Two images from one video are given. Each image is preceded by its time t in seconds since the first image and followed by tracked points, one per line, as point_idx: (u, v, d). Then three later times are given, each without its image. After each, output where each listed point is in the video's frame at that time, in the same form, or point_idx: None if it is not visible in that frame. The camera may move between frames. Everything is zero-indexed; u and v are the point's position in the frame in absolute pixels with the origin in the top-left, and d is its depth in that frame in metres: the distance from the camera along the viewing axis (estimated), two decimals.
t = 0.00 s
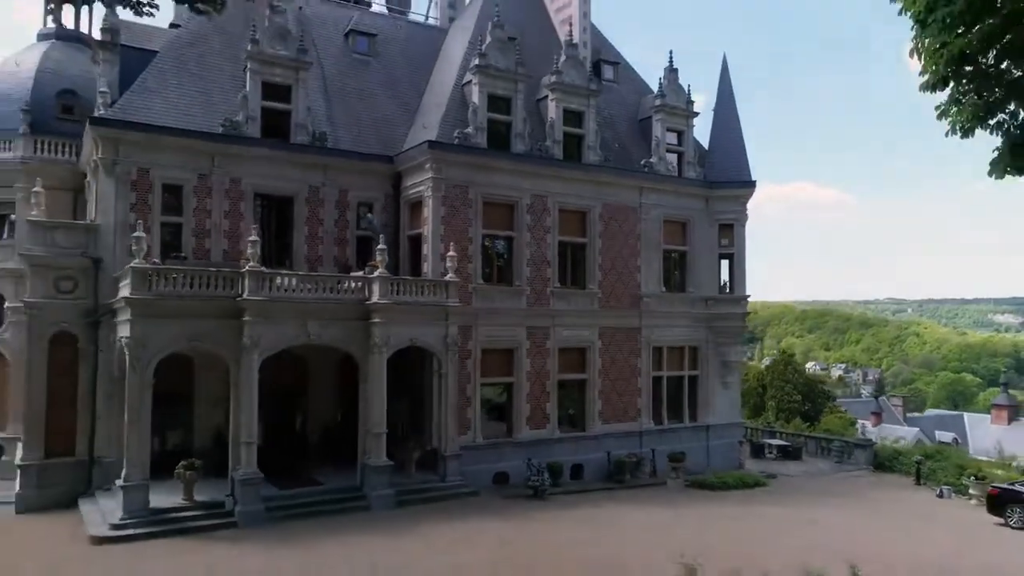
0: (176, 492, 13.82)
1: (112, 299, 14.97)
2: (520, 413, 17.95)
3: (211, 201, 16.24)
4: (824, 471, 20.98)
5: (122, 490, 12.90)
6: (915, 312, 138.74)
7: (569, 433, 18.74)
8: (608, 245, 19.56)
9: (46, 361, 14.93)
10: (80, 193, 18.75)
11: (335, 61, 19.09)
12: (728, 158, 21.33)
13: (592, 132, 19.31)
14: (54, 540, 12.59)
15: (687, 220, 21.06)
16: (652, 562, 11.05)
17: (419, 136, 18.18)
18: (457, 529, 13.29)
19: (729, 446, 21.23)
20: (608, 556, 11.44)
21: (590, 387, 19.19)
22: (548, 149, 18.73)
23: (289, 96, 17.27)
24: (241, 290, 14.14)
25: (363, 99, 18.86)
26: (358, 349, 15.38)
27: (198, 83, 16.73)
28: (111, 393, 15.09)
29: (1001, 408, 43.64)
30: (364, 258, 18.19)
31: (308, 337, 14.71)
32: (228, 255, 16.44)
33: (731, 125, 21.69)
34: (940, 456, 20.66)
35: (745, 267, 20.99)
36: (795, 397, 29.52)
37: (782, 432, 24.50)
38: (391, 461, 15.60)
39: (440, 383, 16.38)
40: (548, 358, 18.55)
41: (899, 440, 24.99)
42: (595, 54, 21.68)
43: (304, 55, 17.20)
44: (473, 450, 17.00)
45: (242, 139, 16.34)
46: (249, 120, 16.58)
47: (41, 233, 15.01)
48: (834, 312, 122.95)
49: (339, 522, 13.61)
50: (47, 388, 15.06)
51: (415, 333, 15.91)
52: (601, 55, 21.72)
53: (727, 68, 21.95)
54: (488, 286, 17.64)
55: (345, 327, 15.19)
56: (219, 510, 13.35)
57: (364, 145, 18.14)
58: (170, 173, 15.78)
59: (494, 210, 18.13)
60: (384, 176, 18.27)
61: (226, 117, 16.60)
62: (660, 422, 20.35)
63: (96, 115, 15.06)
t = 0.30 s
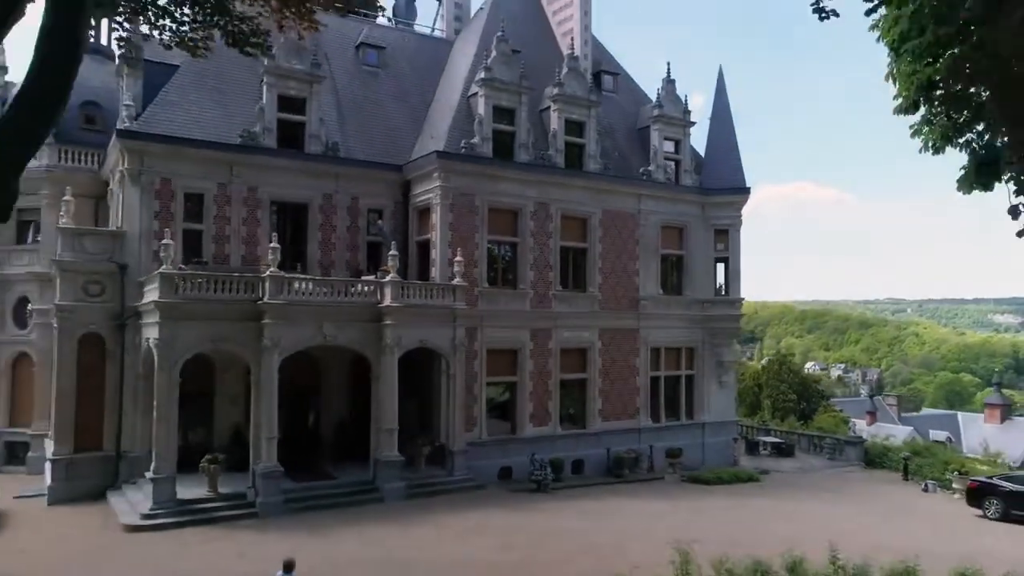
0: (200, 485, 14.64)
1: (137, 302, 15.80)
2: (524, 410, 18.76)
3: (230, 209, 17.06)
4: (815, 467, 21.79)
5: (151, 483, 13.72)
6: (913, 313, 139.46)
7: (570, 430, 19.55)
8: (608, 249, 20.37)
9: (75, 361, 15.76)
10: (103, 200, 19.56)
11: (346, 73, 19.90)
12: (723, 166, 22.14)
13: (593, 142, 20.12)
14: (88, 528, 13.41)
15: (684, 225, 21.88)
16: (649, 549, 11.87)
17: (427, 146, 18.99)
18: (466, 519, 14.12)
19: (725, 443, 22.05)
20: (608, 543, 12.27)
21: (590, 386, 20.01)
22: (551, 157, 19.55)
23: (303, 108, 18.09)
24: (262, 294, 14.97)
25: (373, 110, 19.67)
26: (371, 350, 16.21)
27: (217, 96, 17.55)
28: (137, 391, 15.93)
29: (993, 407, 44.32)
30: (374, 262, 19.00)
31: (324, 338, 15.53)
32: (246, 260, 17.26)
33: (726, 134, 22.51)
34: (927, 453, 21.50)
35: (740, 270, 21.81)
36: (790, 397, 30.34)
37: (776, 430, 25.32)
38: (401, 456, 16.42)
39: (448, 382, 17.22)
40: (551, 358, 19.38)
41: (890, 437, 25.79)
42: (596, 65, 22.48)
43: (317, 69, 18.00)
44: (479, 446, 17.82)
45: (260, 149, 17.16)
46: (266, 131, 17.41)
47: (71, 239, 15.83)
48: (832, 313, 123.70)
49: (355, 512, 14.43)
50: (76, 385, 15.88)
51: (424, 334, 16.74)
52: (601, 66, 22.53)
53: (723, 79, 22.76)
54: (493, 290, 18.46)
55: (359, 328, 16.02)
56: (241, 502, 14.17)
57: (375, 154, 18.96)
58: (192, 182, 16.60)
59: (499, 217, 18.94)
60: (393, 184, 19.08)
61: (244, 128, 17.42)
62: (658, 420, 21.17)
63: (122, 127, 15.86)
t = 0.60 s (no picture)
0: (221, 477, 15.44)
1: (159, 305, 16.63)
2: (526, 408, 19.57)
3: (245, 215, 17.86)
4: (807, 463, 22.60)
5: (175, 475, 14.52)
6: (911, 313, 140.28)
7: (571, 427, 20.36)
8: (607, 253, 21.18)
9: (100, 360, 16.56)
10: (122, 206, 20.35)
11: (356, 84, 20.70)
12: (718, 172, 22.95)
13: (592, 150, 20.93)
14: (116, 518, 14.23)
15: (681, 229, 22.68)
16: (646, 536, 12.65)
17: (434, 154, 19.79)
18: (472, 510, 14.93)
19: (720, 440, 22.85)
20: (606, 531, 13.08)
21: (590, 384, 20.82)
22: (552, 165, 20.37)
23: (315, 118, 18.89)
24: (278, 297, 15.78)
25: (381, 119, 20.46)
26: (381, 349, 17.02)
27: (233, 107, 18.35)
28: (158, 389, 16.74)
29: (986, 406, 45.03)
30: (382, 266, 19.81)
31: (337, 338, 16.35)
32: (261, 264, 18.07)
33: (721, 141, 23.31)
34: (914, 449, 22.33)
35: (734, 273, 22.63)
36: (784, 395, 31.15)
37: (770, 428, 26.13)
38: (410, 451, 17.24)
39: (455, 381, 18.03)
40: (552, 358, 20.19)
41: (880, 434, 26.61)
42: (595, 75, 23.29)
43: (329, 80, 18.80)
44: (484, 442, 18.63)
45: (274, 158, 17.97)
46: (280, 140, 18.21)
47: (96, 245, 16.63)
48: (830, 313, 124.49)
49: (367, 503, 15.24)
50: (100, 384, 16.69)
51: (432, 335, 17.56)
52: (600, 75, 23.33)
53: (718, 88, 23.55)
54: (497, 292, 19.27)
55: (370, 329, 16.84)
56: (260, 494, 14.97)
57: (383, 162, 19.76)
58: (210, 190, 17.41)
59: (502, 222, 19.75)
60: (401, 190, 19.88)
61: (259, 138, 18.23)
62: (655, 417, 21.97)
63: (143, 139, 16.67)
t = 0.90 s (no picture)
0: (239, 471, 16.24)
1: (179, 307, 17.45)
2: (528, 405, 20.39)
3: (260, 221, 18.67)
4: (799, 458, 23.42)
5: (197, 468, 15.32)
6: (910, 313, 141.07)
7: (572, 423, 21.18)
8: (606, 256, 21.98)
9: (123, 360, 17.37)
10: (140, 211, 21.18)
11: (364, 93, 21.50)
12: (714, 178, 23.75)
13: (592, 157, 21.74)
14: (141, 508, 15.03)
15: (677, 233, 23.48)
16: (643, 525, 13.44)
17: (440, 161, 20.59)
18: (478, 501, 15.74)
19: (715, 436, 23.67)
20: (604, 520, 13.89)
21: (590, 383, 21.63)
22: (553, 172, 21.17)
23: (326, 127, 19.70)
24: (293, 299, 16.60)
25: (388, 128, 21.27)
26: (391, 349, 17.85)
27: (247, 117, 19.15)
28: (178, 388, 17.56)
29: (980, 405, 45.72)
30: (390, 269, 20.62)
31: (349, 339, 17.18)
32: (275, 267, 18.88)
33: (716, 148, 24.10)
34: (903, 445, 23.18)
35: (729, 275, 23.45)
36: (779, 393, 31.99)
37: (765, 425, 26.97)
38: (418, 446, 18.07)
39: (461, 379, 18.86)
40: (553, 357, 21.00)
41: (872, 431, 27.45)
42: (595, 83, 24.10)
43: (339, 91, 19.60)
44: (488, 438, 19.44)
45: (287, 166, 18.78)
46: (293, 149, 19.02)
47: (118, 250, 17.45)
48: (829, 313, 125.30)
49: (377, 495, 16.05)
50: (123, 383, 17.44)
51: (438, 336, 18.38)
52: (600, 84, 24.14)
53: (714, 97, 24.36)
54: (500, 294, 20.07)
55: (379, 330, 17.67)
56: (276, 486, 15.78)
57: (390, 170, 20.56)
58: (226, 197, 18.22)
59: (505, 227, 20.56)
60: (408, 197, 20.69)
61: (273, 146, 19.03)
62: (653, 414, 22.80)
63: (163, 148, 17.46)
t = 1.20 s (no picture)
0: (255, 464, 17.05)
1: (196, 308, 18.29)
2: (530, 402, 21.22)
3: (273, 225, 19.49)
4: (791, 454, 24.23)
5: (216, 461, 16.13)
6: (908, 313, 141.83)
7: (571, 420, 22.01)
8: (605, 259, 22.80)
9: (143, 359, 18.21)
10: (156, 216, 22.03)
11: (372, 102, 22.33)
12: (709, 182, 24.56)
13: (591, 163, 22.56)
14: (163, 498, 15.86)
15: (674, 237, 24.30)
16: (637, 514, 14.21)
17: (445, 168, 21.41)
18: (482, 493, 16.56)
19: (710, 432, 24.50)
20: (601, 509, 14.71)
21: (589, 381, 22.45)
22: (553, 178, 21.99)
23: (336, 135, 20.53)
24: (306, 301, 17.45)
25: (395, 135, 22.09)
26: (399, 349, 18.70)
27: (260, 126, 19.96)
28: (195, 385, 18.40)
29: (973, 403, 46.45)
30: (397, 272, 21.44)
31: (359, 338, 18.04)
32: (287, 270, 19.70)
33: (712, 154, 24.91)
34: (892, 441, 23.98)
35: (723, 277, 24.28)
36: (774, 392, 32.80)
37: (759, 422, 27.79)
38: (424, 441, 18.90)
39: (465, 377, 19.70)
40: (554, 356, 21.83)
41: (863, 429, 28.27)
42: (594, 92, 24.94)
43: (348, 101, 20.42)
44: (491, 433, 20.25)
45: (299, 173, 19.60)
46: (304, 156, 19.84)
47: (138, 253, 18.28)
48: (828, 313, 126.12)
49: (385, 487, 16.87)
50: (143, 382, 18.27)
51: (444, 335, 19.22)
52: (599, 92, 24.98)
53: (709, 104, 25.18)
54: (503, 295, 20.89)
55: (388, 330, 18.52)
56: (291, 478, 16.59)
57: (397, 176, 21.39)
58: (241, 202, 19.05)
59: (508, 230, 21.37)
60: (414, 202, 21.51)
61: (286, 154, 19.85)
62: (650, 411, 23.63)
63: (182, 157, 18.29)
